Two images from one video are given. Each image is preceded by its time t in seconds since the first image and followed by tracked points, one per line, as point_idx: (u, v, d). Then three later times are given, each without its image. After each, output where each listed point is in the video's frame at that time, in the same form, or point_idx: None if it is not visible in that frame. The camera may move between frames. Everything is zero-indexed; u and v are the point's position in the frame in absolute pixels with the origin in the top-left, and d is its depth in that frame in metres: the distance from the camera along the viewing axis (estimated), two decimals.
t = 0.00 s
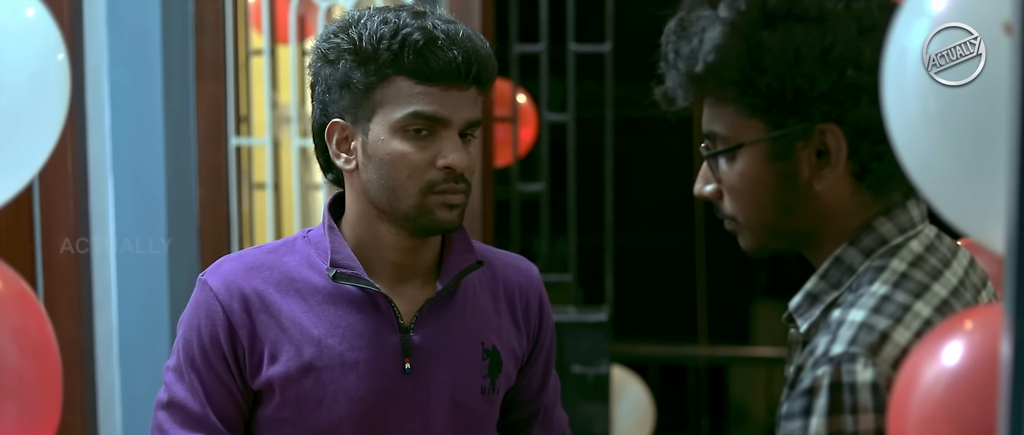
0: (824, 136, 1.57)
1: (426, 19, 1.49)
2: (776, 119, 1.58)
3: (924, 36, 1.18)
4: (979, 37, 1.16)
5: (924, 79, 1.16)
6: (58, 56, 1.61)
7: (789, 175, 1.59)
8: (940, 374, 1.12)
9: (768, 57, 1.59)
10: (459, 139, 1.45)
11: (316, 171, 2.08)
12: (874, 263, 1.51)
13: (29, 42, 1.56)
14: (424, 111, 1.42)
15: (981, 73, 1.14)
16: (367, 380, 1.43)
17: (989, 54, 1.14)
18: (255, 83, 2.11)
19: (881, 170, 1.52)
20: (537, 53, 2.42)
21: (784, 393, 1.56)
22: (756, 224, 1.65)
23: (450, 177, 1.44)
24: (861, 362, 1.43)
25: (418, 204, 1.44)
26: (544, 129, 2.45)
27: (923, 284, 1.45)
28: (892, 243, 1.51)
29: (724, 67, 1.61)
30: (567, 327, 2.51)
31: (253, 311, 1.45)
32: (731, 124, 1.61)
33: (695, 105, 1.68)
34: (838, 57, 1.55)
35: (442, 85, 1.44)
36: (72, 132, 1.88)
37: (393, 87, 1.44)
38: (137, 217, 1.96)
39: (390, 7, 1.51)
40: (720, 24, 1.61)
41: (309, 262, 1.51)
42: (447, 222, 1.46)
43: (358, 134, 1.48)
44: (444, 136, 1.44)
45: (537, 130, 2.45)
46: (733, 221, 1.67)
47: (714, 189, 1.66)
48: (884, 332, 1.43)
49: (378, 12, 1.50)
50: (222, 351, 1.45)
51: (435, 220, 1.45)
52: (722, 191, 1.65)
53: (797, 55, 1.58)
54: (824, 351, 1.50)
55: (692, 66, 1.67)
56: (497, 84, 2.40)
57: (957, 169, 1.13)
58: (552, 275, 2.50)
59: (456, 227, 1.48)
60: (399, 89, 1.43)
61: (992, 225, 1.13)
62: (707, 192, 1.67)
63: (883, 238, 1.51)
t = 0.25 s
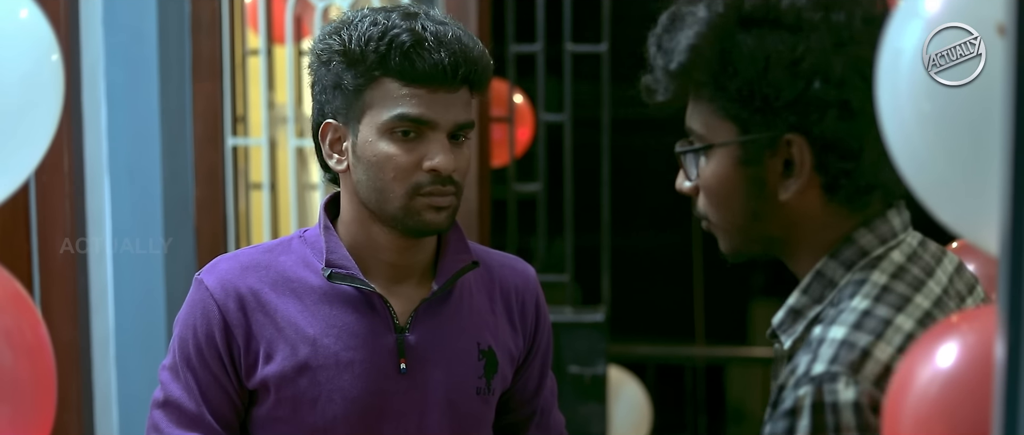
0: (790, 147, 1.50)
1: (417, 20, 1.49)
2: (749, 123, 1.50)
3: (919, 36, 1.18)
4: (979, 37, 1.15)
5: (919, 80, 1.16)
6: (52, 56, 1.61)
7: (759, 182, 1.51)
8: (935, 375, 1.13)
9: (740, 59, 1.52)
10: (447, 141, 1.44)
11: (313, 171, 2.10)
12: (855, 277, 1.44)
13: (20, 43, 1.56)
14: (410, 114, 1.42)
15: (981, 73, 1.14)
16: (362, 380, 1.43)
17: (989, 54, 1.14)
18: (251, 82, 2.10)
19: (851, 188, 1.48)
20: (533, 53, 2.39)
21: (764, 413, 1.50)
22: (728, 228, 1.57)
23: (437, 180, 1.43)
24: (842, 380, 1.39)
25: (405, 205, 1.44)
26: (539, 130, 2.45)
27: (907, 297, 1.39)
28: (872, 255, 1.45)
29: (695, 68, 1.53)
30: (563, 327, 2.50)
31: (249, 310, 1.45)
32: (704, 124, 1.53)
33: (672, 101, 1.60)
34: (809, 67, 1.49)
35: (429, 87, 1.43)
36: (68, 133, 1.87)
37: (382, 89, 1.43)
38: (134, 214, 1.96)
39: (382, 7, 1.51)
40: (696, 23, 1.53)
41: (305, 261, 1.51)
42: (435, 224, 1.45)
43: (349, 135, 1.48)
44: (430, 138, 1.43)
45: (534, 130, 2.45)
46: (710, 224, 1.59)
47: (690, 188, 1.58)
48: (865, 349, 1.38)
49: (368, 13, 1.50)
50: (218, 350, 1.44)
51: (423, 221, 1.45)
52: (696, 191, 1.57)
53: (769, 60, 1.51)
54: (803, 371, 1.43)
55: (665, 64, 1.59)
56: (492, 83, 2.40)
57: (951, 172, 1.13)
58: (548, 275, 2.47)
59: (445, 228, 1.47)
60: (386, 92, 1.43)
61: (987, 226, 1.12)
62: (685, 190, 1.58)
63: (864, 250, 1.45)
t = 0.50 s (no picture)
0: (776, 147, 1.49)
1: (411, 22, 1.47)
2: (739, 117, 1.49)
3: (917, 36, 1.17)
4: (979, 37, 1.14)
5: (917, 80, 1.16)
6: (47, 58, 1.61)
7: (744, 177, 1.50)
8: (933, 377, 1.12)
9: (732, 51, 1.49)
10: (436, 146, 1.43)
11: (313, 171, 2.12)
12: (834, 287, 1.42)
13: (17, 44, 1.55)
14: (398, 117, 1.41)
15: (982, 73, 1.13)
16: (360, 381, 1.43)
17: (989, 54, 1.13)
18: (251, 83, 2.13)
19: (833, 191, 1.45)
20: (532, 53, 2.42)
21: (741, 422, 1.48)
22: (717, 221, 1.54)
23: (425, 184, 1.42)
24: (808, 393, 1.37)
25: (393, 208, 1.43)
26: (539, 130, 2.45)
27: (884, 308, 1.37)
28: (853, 265, 1.42)
29: (688, 58, 1.52)
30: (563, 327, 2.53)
31: (247, 311, 1.45)
32: (700, 116, 1.51)
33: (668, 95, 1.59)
34: (796, 67, 1.46)
35: (418, 90, 1.42)
36: (66, 133, 1.87)
37: (372, 91, 1.43)
38: (132, 218, 1.95)
39: (378, 8, 1.50)
40: (695, 14, 1.52)
41: (303, 262, 1.51)
42: (423, 228, 1.44)
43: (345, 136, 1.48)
44: (418, 142, 1.42)
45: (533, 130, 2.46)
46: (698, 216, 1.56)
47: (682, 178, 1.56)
48: (835, 361, 1.36)
49: (364, 14, 1.49)
50: (217, 350, 1.44)
51: (411, 225, 1.44)
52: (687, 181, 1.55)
53: (758, 57, 1.48)
54: (773, 383, 1.41)
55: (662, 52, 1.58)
56: (492, 84, 2.43)
57: (949, 173, 1.12)
58: (547, 276, 2.51)
59: (434, 231, 1.46)
60: (376, 94, 1.43)
61: (984, 227, 1.12)
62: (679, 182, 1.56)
63: (845, 260, 1.43)
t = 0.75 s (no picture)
0: (785, 143, 1.31)
1: (404, 26, 1.46)
2: (739, 118, 1.33)
3: (915, 37, 1.15)
4: (979, 37, 1.12)
5: (915, 79, 1.13)
6: (44, 58, 1.60)
7: (751, 178, 1.32)
8: (931, 378, 1.11)
9: (732, 52, 1.34)
10: (423, 152, 1.41)
11: (312, 172, 2.14)
12: (839, 281, 1.27)
13: (15, 45, 1.55)
14: (383, 122, 1.40)
15: (982, 73, 1.11)
16: (358, 380, 1.43)
17: (990, 54, 1.10)
18: (250, 84, 2.14)
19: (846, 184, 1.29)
20: (531, 53, 2.41)
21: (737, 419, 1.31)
22: (724, 232, 1.37)
23: (411, 190, 1.41)
24: (815, 387, 1.20)
25: (380, 213, 1.43)
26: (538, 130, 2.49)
27: (891, 303, 1.23)
28: (859, 261, 1.27)
29: (685, 64, 1.36)
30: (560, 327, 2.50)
31: (245, 309, 1.45)
32: (701, 123, 1.36)
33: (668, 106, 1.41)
34: (799, 60, 1.31)
35: (404, 96, 1.41)
36: (64, 132, 1.87)
37: (362, 96, 1.43)
38: (131, 215, 1.93)
39: (374, 11, 1.49)
40: (688, 18, 1.37)
41: (302, 262, 1.51)
42: (410, 234, 1.43)
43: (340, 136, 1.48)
44: (406, 148, 1.41)
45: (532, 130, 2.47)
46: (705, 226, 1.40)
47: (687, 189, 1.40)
48: (842, 355, 1.21)
49: (360, 16, 1.49)
50: (216, 349, 1.44)
51: (397, 230, 1.43)
52: (693, 191, 1.39)
53: (760, 54, 1.33)
54: (775, 378, 1.25)
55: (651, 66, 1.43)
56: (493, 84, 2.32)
57: (948, 175, 1.10)
58: (547, 276, 2.54)
59: (423, 236, 1.45)
60: (365, 98, 1.42)
61: (982, 230, 1.10)
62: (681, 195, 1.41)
63: (851, 255, 1.28)
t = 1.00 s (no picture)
0: (784, 140, 1.31)
1: (396, 28, 1.45)
2: (733, 123, 1.33)
3: (911, 37, 1.12)
4: (979, 36, 1.09)
5: (911, 80, 1.11)
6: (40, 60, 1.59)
7: (750, 182, 1.33)
8: (927, 379, 1.08)
9: (721, 58, 1.33)
10: (413, 153, 1.40)
11: (308, 173, 2.15)
12: (842, 272, 1.27)
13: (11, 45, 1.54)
14: (372, 125, 1.40)
15: (981, 73, 1.08)
16: (357, 379, 1.43)
17: (989, 54, 1.07)
18: (246, 85, 2.14)
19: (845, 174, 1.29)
20: (528, 54, 2.43)
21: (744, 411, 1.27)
22: (723, 239, 1.38)
23: (400, 193, 1.40)
24: (824, 373, 1.17)
25: (372, 215, 1.43)
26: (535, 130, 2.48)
27: (893, 293, 1.22)
28: (861, 253, 1.27)
29: (677, 74, 1.36)
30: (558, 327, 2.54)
31: (247, 308, 1.45)
32: (693, 133, 1.36)
33: (659, 120, 1.41)
34: (791, 56, 1.30)
35: (392, 98, 1.40)
36: (61, 133, 1.86)
37: (354, 98, 1.43)
38: (128, 214, 1.94)
39: (370, 12, 1.49)
40: (673, 32, 1.37)
41: (303, 261, 1.51)
42: (401, 238, 1.43)
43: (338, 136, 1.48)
44: (395, 150, 1.40)
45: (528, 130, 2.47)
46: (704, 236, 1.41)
47: (682, 202, 1.41)
48: (849, 341, 1.18)
49: (355, 18, 1.49)
50: (220, 346, 1.44)
51: (388, 234, 1.43)
52: (689, 203, 1.40)
53: (752, 55, 1.32)
54: (783, 365, 1.22)
55: (640, 83, 1.43)
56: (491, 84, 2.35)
57: (944, 175, 1.08)
58: (544, 276, 2.55)
59: (414, 240, 1.45)
60: (356, 101, 1.42)
61: (979, 231, 1.08)
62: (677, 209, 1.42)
63: (851, 248, 1.28)
